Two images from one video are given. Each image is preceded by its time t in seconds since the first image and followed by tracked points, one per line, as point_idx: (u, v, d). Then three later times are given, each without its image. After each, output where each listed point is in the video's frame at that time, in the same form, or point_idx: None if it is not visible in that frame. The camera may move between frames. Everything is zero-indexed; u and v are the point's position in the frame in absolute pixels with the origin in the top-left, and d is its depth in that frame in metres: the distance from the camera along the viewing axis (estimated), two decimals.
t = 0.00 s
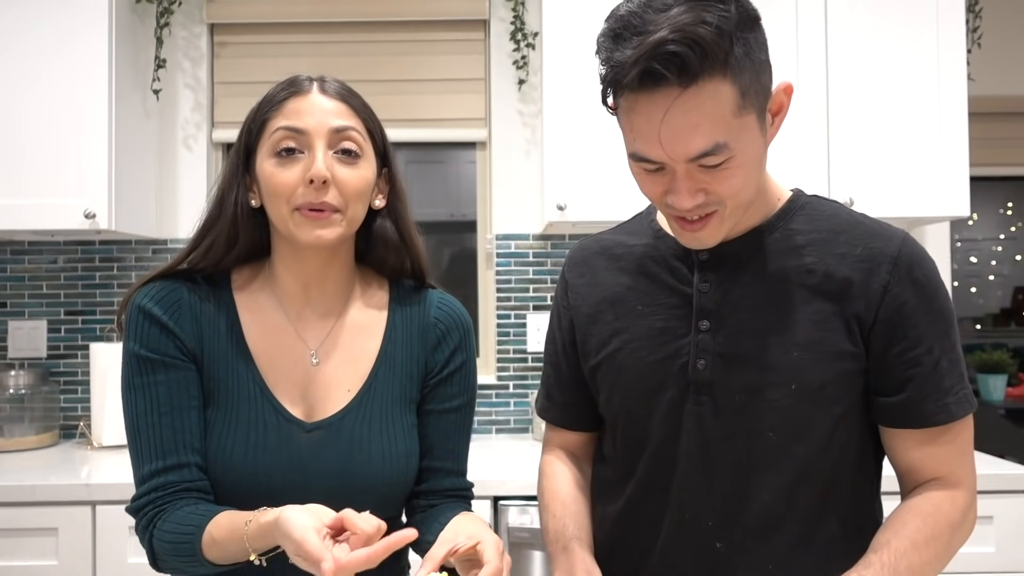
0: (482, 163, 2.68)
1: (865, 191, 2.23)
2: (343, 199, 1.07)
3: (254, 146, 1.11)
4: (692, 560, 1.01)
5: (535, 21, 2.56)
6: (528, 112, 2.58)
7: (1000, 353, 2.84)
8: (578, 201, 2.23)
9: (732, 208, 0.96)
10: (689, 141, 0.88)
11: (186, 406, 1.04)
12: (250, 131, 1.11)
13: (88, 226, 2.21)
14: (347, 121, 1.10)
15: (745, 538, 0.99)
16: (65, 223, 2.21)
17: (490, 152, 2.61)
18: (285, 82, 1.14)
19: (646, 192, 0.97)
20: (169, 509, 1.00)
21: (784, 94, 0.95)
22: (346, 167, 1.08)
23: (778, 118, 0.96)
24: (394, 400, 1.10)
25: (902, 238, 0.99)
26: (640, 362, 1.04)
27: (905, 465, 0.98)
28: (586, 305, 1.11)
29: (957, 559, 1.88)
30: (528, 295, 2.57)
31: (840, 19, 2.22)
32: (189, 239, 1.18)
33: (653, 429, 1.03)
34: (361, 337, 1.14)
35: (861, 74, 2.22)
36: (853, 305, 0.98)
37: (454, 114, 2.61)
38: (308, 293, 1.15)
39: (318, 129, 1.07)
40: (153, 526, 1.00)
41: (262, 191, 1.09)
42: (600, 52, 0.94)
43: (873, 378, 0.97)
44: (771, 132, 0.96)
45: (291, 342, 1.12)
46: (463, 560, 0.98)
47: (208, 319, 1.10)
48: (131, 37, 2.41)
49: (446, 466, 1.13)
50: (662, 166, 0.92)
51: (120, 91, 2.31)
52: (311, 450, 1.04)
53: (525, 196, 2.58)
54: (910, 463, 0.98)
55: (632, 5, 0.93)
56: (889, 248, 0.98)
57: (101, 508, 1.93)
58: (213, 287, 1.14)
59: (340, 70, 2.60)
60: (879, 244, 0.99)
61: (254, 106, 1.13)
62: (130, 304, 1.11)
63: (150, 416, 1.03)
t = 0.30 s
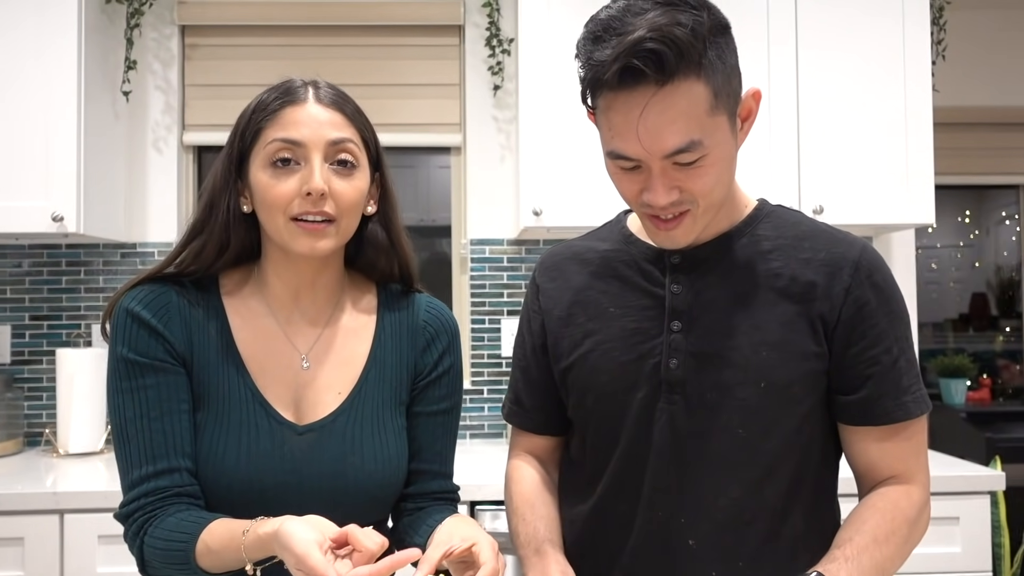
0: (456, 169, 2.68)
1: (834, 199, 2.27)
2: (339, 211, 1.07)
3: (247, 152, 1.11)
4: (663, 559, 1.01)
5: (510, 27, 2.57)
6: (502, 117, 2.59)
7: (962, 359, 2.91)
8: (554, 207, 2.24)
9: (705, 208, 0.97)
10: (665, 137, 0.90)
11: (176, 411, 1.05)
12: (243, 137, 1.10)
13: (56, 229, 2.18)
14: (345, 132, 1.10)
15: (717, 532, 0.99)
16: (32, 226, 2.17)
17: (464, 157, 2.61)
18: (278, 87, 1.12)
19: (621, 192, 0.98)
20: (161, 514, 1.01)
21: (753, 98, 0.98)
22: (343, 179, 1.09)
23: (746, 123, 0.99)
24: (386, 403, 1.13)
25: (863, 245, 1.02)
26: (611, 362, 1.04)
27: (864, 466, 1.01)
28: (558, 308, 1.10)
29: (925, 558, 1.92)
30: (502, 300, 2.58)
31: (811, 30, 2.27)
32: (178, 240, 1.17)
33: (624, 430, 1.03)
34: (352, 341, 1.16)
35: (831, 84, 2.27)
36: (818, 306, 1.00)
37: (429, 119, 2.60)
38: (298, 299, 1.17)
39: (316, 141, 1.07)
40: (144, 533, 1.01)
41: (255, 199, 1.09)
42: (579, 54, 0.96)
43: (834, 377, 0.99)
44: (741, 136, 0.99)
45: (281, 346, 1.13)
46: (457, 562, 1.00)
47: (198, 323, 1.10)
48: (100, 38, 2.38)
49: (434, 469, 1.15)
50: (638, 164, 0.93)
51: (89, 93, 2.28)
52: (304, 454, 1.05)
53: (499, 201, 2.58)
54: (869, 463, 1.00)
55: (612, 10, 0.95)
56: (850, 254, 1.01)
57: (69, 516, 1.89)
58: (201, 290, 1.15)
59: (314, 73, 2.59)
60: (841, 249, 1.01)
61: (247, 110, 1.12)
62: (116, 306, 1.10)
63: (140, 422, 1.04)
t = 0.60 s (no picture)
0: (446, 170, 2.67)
1: (824, 203, 2.29)
2: (344, 213, 1.08)
3: (253, 150, 1.10)
4: (648, 559, 1.00)
5: (502, 28, 2.57)
6: (493, 118, 2.59)
7: (946, 361, 2.94)
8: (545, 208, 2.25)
9: (683, 203, 0.98)
10: (643, 126, 0.92)
11: (177, 406, 1.04)
12: (248, 135, 1.10)
13: (43, 227, 2.16)
14: (351, 134, 1.10)
15: (704, 532, 0.98)
16: (18, 223, 2.15)
17: (455, 157, 2.61)
18: (283, 85, 1.12)
19: (601, 188, 0.99)
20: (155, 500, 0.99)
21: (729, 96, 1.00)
22: (349, 181, 1.09)
23: (722, 121, 1.01)
24: (387, 402, 1.13)
25: (837, 245, 1.04)
26: (591, 364, 1.04)
27: (845, 462, 1.03)
28: (536, 312, 1.09)
29: (912, 559, 1.93)
30: (492, 300, 2.58)
31: (800, 34, 2.28)
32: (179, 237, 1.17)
33: (607, 430, 1.02)
34: (352, 340, 1.16)
35: (820, 88, 2.28)
36: (796, 305, 1.01)
37: (419, 119, 2.60)
38: (299, 297, 1.17)
39: (324, 142, 1.07)
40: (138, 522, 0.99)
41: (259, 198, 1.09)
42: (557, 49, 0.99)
43: (813, 374, 1.01)
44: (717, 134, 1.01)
45: (282, 345, 1.13)
46: (461, 555, 1.00)
47: (199, 320, 1.10)
48: (89, 35, 2.36)
49: (432, 469, 1.15)
50: (616, 155, 0.95)
51: (78, 90, 2.26)
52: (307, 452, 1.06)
53: (488, 202, 2.58)
54: (851, 459, 1.02)
55: (592, 7, 0.98)
56: (825, 253, 1.02)
57: (55, 517, 1.87)
58: (201, 288, 1.14)
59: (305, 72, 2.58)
60: (817, 249, 1.03)
61: (250, 109, 1.11)
62: (115, 301, 1.09)
63: (139, 416, 1.02)
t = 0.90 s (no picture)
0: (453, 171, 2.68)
1: (831, 206, 2.27)
2: (356, 217, 1.08)
3: (265, 151, 1.10)
4: (655, 563, 0.99)
5: (509, 31, 2.58)
6: (500, 120, 2.59)
7: (953, 366, 2.93)
8: (551, 209, 2.24)
9: (672, 196, 1.00)
10: (627, 115, 0.95)
11: (189, 396, 1.03)
12: (262, 136, 1.10)
13: (50, 226, 2.16)
14: (367, 140, 1.10)
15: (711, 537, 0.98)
16: (25, 223, 2.16)
17: (461, 158, 2.61)
18: (296, 87, 1.12)
19: (592, 184, 1.03)
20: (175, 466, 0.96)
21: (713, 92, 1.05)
22: (361, 186, 1.09)
23: (710, 118, 1.06)
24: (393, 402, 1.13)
25: (834, 244, 1.05)
26: (592, 370, 1.03)
27: (849, 460, 1.03)
28: (535, 319, 1.08)
29: (918, 563, 1.93)
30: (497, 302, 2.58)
31: (807, 37, 2.28)
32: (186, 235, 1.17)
33: (612, 438, 1.02)
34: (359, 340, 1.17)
35: (828, 90, 2.28)
36: (795, 304, 1.01)
37: (425, 121, 2.60)
38: (305, 299, 1.17)
39: (340, 147, 1.07)
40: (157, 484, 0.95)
41: (271, 199, 1.09)
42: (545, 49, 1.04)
43: (815, 374, 1.01)
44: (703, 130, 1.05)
45: (289, 345, 1.13)
46: (461, 562, 1.00)
47: (211, 317, 1.10)
48: (96, 35, 2.37)
49: (436, 473, 1.16)
50: (603, 148, 0.98)
51: (85, 91, 2.27)
52: (316, 449, 1.06)
53: (494, 204, 2.58)
54: (854, 456, 1.02)
55: (579, 8, 1.04)
56: (823, 251, 1.03)
57: (61, 517, 1.88)
58: (209, 285, 1.14)
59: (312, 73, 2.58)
60: (815, 248, 1.04)
61: (262, 109, 1.11)
62: (126, 295, 1.08)
63: (152, 405, 1.00)
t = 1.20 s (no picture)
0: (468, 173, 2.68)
1: (849, 209, 2.26)
2: (376, 226, 1.08)
3: (286, 156, 1.10)
4: (669, 567, 0.98)
5: (525, 32, 2.58)
6: (515, 122, 2.59)
7: (972, 371, 2.90)
8: (567, 211, 2.24)
9: (680, 192, 1.00)
10: (631, 108, 0.95)
11: (195, 402, 1.03)
12: (283, 141, 1.10)
13: (69, 227, 2.18)
14: (388, 149, 1.10)
15: (726, 542, 0.97)
16: (44, 223, 2.18)
17: (476, 160, 2.61)
18: (316, 92, 1.12)
19: (601, 182, 1.03)
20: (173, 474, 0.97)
21: (722, 89, 1.05)
22: (382, 195, 1.09)
23: (720, 116, 1.05)
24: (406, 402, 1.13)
25: (849, 245, 1.04)
26: (607, 374, 1.03)
27: (865, 463, 1.02)
28: (549, 324, 1.08)
29: (935, 569, 1.91)
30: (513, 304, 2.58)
31: (825, 38, 2.26)
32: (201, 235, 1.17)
33: (626, 443, 1.02)
34: (372, 342, 1.17)
35: (845, 92, 2.26)
36: (810, 307, 1.01)
37: (441, 122, 2.61)
38: (319, 301, 1.17)
39: (362, 156, 1.07)
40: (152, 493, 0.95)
41: (291, 205, 1.10)
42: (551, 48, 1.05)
43: (831, 378, 1.00)
44: (713, 127, 1.05)
45: (304, 347, 1.14)
46: (482, 550, 1.01)
47: (223, 319, 1.10)
48: (116, 37, 2.39)
49: (450, 472, 1.15)
50: (608, 142, 0.98)
51: (104, 92, 2.29)
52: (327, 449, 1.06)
53: (509, 206, 2.58)
54: (870, 460, 1.01)
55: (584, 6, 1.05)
56: (838, 253, 1.02)
57: (78, 515, 1.89)
58: (224, 286, 1.14)
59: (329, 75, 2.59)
60: (830, 249, 1.03)
61: (282, 113, 1.11)
62: (140, 296, 1.09)
63: (157, 410, 1.00)
